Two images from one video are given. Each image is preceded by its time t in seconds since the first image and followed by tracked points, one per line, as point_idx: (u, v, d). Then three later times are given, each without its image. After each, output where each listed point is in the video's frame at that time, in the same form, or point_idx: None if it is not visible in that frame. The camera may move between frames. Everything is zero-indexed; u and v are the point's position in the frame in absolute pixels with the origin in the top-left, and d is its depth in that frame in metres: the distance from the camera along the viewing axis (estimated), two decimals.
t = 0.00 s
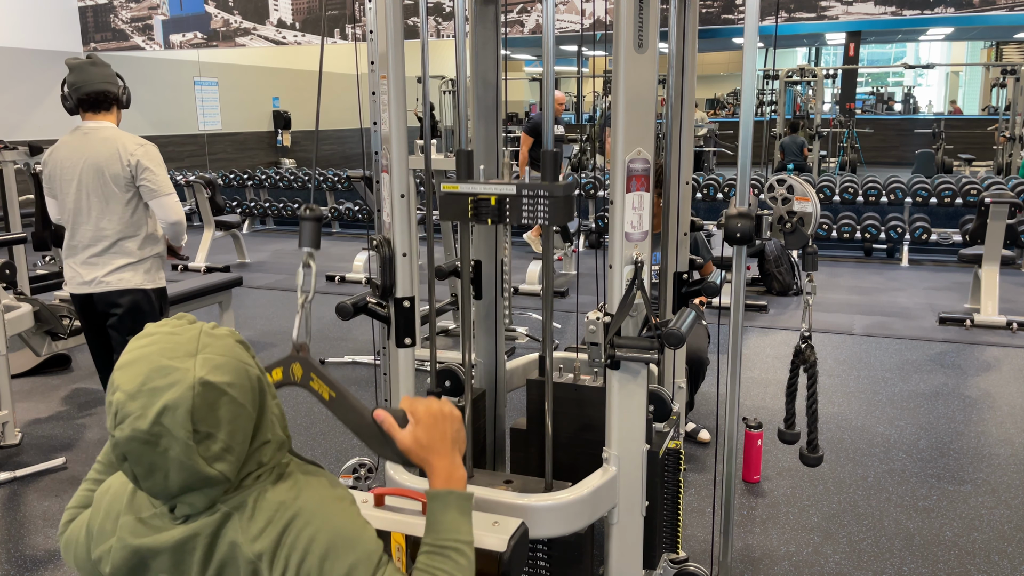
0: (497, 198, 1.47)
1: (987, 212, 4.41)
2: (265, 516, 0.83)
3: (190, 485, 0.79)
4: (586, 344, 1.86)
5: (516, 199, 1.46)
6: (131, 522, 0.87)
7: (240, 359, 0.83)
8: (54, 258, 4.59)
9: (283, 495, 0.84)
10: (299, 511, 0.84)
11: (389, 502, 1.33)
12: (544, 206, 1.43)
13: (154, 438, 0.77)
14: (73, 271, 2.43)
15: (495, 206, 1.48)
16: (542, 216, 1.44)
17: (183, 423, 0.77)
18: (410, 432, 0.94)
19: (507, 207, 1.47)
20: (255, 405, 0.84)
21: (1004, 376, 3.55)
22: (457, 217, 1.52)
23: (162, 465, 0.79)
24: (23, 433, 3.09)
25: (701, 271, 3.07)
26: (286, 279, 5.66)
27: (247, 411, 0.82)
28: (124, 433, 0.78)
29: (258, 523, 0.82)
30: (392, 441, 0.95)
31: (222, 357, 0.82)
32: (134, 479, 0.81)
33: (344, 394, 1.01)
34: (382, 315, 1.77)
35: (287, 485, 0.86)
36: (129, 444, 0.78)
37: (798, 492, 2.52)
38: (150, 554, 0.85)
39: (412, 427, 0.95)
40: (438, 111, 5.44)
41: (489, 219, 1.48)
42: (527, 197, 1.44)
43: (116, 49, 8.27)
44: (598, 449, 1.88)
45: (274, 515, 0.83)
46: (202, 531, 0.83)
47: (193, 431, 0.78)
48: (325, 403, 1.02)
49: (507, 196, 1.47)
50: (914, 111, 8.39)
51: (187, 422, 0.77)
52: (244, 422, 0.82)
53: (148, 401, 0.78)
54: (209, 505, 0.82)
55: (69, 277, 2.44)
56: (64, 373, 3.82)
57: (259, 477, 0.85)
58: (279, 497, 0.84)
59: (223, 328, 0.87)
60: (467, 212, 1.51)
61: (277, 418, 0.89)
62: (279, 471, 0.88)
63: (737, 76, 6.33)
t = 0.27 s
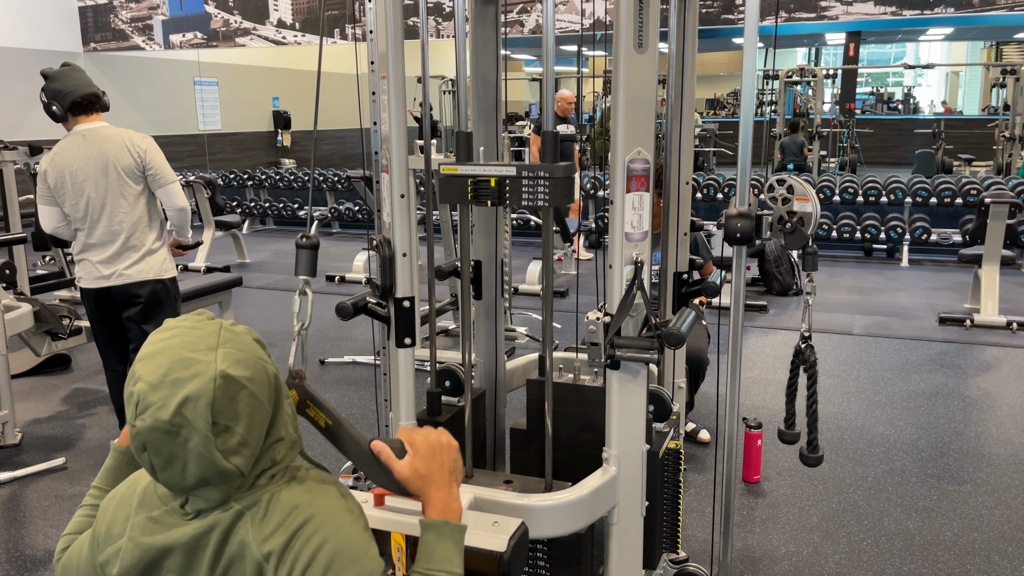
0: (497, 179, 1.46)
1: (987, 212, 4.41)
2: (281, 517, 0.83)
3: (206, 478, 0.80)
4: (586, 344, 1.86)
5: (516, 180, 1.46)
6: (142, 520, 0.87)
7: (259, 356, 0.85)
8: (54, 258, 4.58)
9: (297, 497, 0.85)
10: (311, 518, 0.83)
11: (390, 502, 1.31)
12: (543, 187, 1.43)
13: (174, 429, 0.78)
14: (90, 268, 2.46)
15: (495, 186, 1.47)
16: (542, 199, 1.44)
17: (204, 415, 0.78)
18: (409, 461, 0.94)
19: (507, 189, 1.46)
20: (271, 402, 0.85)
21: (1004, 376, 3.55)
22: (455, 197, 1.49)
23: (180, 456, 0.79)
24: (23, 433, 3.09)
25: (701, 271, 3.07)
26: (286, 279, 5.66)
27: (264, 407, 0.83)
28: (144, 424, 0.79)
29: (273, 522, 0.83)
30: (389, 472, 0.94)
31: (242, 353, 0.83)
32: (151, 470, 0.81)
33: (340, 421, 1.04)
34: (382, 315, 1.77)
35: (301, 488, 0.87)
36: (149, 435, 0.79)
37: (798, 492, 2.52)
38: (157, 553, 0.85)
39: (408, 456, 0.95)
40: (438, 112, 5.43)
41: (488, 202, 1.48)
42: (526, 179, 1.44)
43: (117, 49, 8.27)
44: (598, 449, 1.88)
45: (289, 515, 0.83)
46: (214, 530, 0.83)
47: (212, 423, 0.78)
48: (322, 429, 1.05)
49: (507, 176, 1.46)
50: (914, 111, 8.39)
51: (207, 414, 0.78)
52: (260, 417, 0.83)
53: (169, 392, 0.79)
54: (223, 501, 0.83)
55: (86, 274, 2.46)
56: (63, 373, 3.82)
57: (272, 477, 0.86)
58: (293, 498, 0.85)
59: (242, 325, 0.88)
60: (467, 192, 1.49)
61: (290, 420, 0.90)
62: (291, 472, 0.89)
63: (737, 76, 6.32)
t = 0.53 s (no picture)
0: (498, 242, 1.49)
1: (987, 212, 4.40)
2: (284, 508, 0.86)
3: (211, 475, 0.81)
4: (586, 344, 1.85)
5: (516, 243, 1.47)
6: (146, 508, 0.90)
7: (263, 355, 0.86)
8: (54, 258, 4.58)
9: (302, 488, 0.87)
10: (316, 500, 0.87)
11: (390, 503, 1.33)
12: (542, 249, 1.44)
13: (179, 428, 0.79)
14: (104, 263, 2.45)
15: (496, 250, 1.49)
16: (542, 261, 1.44)
17: (210, 415, 0.79)
18: (421, 357, 0.90)
19: (507, 251, 1.48)
20: (275, 400, 0.86)
21: (1004, 376, 3.55)
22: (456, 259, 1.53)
23: (185, 455, 0.80)
24: (23, 433, 3.09)
25: (701, 271, 3.08)
26: (286, 279, 5.66)
27: (268, 406, 0.84)
28: (148, 421, 0.80)
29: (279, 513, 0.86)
30: (400, 368, 0.90)
31: (246, 352, 0.84)
32: (156, 467, 0.83)
33: (351, 321, 0.97)
34: (382, 315, 1.77)
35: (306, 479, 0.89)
36: (154, 432, 0.80)
37: (798, 492, 2.52)
38: (165, 540, 0.88)
39: (420, 351, 0.91)
40: (438, 112, 5.43)
41: (488, 263, 1.50)
42: (526, 242, 1.45)
43: (117, 49, 8.27)
44: (598, 449, 1.88)
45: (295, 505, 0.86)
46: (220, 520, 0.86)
47: (218, 422, 0.80)
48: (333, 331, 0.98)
49: (507, 239, 1.48)
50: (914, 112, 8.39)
51: (213, 413, 0.79)
52: (265, 416, 0.84)
53: (174, 391, 0.80)
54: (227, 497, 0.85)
55: (100, 269, 2.45)
56: (63, 373, 3.82)
57: (273, 471, 0.87)
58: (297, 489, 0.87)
59: (248, 323, 0.89)
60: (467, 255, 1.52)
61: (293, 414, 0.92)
62: (293, 465, 0.90)
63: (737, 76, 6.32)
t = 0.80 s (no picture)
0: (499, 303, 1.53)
1: (987, 212, 4.40)
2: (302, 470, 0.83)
3: (223, 449, 0.81)
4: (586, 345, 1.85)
5: (517, 304, 1.54)
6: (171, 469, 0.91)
7: (294, 346, 0.84)
8: (54, 258, 4.58)
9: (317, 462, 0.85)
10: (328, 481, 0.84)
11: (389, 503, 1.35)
12: (543, 311, 1.51)
13: (195, 404, 0.79)
14: (124, 256, 2.58)
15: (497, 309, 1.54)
16: (542, 321, 1.50)
17: (225, 399, 0.78)
18: (436, 253, 0.83)
19: (508, 311, 1.54)
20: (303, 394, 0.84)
21: (1004, 376, 3.55)
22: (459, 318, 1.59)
23: (198, 428, 0.80)
24: (23, 432, 3.09)
25: (701, 271, 3.07)
26: (286, 279, 5.66)
27: (289, 396, 0.82)
28: (170, 392, 0.81)
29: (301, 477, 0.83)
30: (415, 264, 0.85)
31: (276, 341, 0.82)
32: (178, 433, 0.84)
33: (370, 224, 0.91)
34: (382, 315, 1.76)
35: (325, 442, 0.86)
36: (176, 400, 0.81)
37: (798, 492, 2.52)
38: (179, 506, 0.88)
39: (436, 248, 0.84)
40: (438, 112, 5.43)
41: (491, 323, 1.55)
42: (527, 304, 1.53)
43: (117, 49, 8.26)
44: (598, 450, 1.88)
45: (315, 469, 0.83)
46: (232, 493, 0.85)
47: (233, 406, 0.79)
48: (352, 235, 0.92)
49: (507, 300, 1.54)
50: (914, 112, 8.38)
51: (228, 398, 0.78)
52: (286, 406, 0.82)
53: (197, 367, 0.80)
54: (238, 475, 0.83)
55: (122, 263, 2.58)
56: (64, 373, 3.82)
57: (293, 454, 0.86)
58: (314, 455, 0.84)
59: (293, 314, 0.87)
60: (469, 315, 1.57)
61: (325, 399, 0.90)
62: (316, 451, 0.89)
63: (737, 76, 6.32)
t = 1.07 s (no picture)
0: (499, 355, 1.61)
1: (987, 212, 4.40)
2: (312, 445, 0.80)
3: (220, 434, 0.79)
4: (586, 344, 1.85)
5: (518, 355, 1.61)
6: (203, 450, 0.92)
7: (300, 348, 0.78)
8: (55, 258, 4.59)
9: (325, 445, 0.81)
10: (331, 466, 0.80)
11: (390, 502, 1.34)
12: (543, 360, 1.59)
13: (194, 390, 0.78)
14: (145, 241, 2.74)
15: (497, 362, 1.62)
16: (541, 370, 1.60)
17: (215, 391, 0.76)
18: (455, 160, 0.78)
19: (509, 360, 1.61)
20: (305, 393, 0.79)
21: (1004, 376, 3.55)
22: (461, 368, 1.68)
23: (198, 412, 0.80)
24: (23, 432, 3.09)
25: (701, 271, 3.07)
26: (285, 279, 5.66)
27: (286, 397, 0.77)
28: (175, 374, 0.80)
29: (310, 457, 0.79)
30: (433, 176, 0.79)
31: (277, 340, 0.78)
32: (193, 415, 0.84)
33: (388, 143, 0.85)
34: (382, 315, 1.75)
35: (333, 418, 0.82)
36: (181, 384, 0.81)
37: (798, 492, 2.52)
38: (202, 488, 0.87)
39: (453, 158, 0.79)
40: (437, 112, 5.43)
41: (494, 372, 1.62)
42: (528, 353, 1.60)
43: (117, 49, 8.25)
44: (598, 449, 1.88)
45: (322, 447, 0.79)
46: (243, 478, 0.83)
47: (223, 400, 0.76)
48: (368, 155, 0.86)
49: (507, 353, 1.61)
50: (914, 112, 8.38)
51: (217, 391, 0.76)
52: (284, 405, 0.78)
53: (199, 355, 0.79)
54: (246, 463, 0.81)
55: (146, 247, 2.74)
56: (64, 373, 3.82)
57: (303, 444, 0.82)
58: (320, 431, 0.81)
59: (316, 314, 0.82)
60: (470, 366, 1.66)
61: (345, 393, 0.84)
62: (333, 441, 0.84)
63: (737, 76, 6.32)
